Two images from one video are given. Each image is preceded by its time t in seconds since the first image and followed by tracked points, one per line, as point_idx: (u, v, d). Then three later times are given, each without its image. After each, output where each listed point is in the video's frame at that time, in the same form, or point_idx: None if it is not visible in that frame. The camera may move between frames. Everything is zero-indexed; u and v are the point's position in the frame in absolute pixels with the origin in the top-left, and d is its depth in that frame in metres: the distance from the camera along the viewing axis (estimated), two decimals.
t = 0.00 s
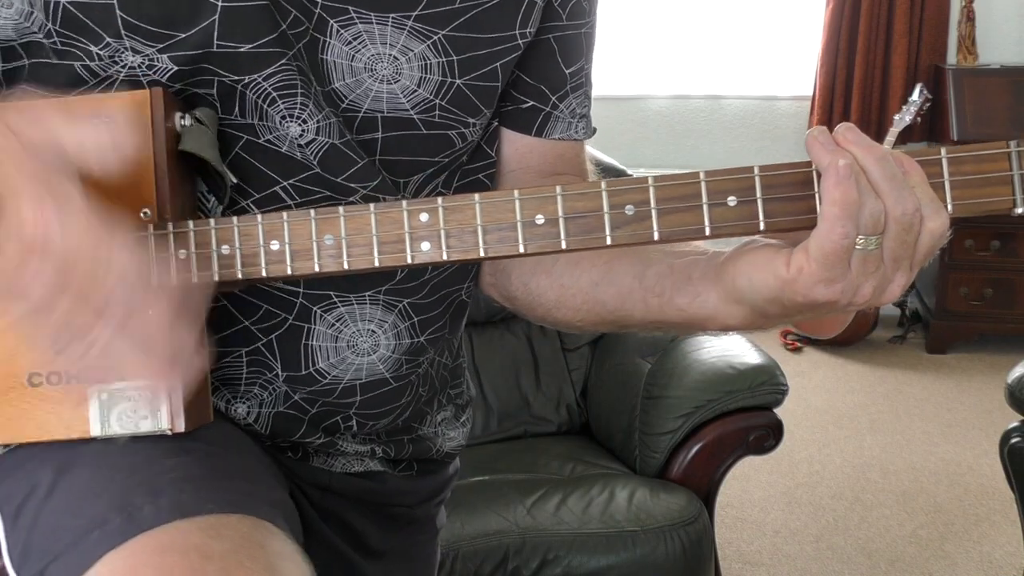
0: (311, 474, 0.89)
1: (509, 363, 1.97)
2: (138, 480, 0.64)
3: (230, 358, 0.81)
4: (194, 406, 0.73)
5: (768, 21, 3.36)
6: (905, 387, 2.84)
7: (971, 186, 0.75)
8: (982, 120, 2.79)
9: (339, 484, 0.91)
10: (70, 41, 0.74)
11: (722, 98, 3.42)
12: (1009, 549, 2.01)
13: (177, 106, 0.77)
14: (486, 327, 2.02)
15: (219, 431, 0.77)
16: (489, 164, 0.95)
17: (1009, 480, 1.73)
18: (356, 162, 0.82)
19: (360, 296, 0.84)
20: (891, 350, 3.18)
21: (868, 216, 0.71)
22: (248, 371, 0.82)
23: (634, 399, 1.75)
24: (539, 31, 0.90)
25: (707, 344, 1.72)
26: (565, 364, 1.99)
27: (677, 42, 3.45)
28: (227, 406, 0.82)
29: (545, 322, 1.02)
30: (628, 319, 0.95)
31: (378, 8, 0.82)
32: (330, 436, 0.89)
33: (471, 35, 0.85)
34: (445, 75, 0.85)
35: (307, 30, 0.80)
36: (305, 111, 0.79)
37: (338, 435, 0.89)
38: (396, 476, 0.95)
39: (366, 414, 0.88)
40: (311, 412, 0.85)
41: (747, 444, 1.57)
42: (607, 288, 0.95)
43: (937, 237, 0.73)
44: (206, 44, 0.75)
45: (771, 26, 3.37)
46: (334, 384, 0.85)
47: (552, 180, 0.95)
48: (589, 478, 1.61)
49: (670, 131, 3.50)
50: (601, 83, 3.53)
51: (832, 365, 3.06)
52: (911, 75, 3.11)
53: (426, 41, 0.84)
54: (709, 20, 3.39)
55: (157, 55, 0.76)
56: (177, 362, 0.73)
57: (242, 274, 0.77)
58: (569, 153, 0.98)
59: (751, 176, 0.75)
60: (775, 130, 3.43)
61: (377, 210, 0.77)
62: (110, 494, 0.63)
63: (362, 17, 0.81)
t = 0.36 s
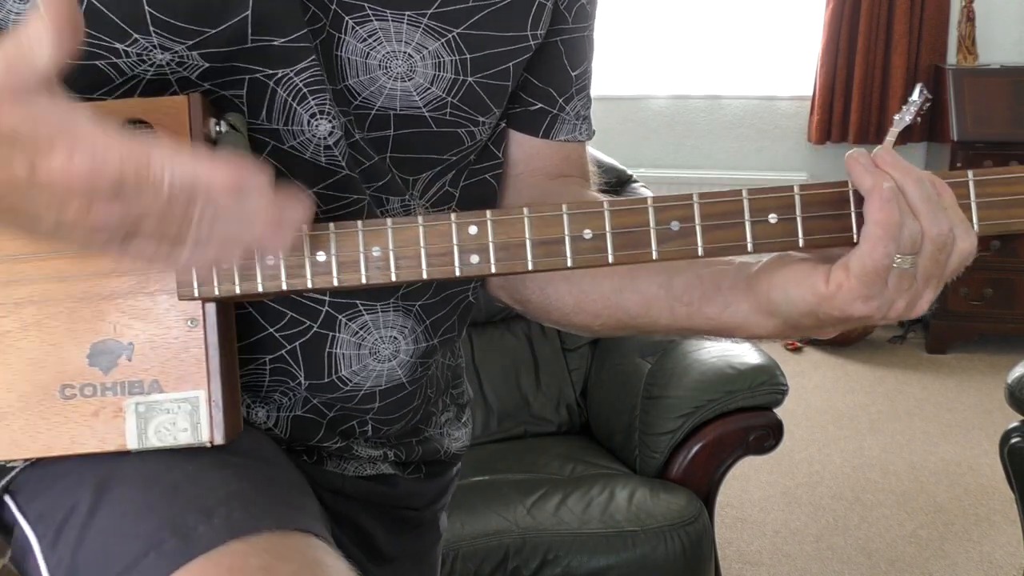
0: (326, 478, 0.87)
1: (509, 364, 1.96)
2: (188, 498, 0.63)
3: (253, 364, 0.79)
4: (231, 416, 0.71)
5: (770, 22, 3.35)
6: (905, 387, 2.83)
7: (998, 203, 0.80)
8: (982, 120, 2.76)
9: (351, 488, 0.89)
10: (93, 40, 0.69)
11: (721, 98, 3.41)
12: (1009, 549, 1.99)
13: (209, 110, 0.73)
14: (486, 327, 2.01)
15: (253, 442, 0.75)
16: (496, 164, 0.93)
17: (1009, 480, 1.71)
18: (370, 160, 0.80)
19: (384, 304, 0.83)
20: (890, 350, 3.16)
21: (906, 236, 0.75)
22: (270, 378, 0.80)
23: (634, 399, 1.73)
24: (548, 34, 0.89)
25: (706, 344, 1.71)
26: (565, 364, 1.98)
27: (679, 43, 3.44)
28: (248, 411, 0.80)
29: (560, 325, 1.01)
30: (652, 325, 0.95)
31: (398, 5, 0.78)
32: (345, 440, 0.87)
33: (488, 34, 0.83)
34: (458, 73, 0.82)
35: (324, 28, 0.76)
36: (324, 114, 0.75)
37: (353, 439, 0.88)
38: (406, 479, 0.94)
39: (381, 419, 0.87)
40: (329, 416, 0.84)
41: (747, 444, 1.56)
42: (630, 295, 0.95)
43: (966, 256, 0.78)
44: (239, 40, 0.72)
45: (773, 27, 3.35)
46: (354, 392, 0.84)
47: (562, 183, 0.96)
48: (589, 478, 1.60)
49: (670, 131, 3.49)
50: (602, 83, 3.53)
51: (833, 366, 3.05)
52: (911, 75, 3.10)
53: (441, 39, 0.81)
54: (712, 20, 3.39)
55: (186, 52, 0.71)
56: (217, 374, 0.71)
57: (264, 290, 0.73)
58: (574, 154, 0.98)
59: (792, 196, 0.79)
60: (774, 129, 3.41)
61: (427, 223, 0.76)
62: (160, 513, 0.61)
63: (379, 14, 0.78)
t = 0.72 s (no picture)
0: (331, 481, 0.87)
1: (509, 364, 1.95)
2: (195, 503, 0.62)
3: (259, 367, 0.78)
4: (240, 421, 0.71)
5: (770, 21, 3.35)
6: (905, 387, 2.83)
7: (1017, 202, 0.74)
8: (982, 120, 2.76)
9: (359, 491, 0.89)
10: (95, 38, 0.70)
11: (721, 98, 3.40)
12: (1009, 550, 1.99)
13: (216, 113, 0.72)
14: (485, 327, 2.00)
15: (261, 448, 0.74)
16: (501, 164, 0.92)
17: (1009, 480, 1.71)
18: (367, 160, 0.79)
19: (388, 303, 0.82)
20: (891, 350, 3.16)
21: (917, 242, 0.71)
22: (275, 381, 0.79)
23: (635, 399, 1.73)
24: (554, 34, 0.88)
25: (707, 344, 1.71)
26: (565, 364, 1.97)
27: (679, 43, 3.44)
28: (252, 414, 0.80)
29: (568, 326, 1.01)
30: (660, 327, 0.95)
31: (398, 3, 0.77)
32: (351, 443, 0.87)
33: (491, 33, 0.81)
34: (462, 72, 0.81)
35: (327, 27, 0.76)
36: (323, 115, 0.74)
37: (359, 442, 0.87)
38: (412, 482, 0.93)
39: (387, 421, 0.86)
40: (333, 420, 0.83)
41: (747, 444, 1.55)
42: (638, 295, 0.94)
43: (978, 263, 0.73)
44: (240, 39, 0.71)
45: (773, 26, 3.35)
46: (359, 394, 0.83)
47: (570, 185, 0.95)
48: (589, 478, 1.59)
49: (670, 131, 3.49)
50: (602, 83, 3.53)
51: (833, 366, 3.04)
52: (911, 75, 3.09)
53: (446, 38, 0.80)
54: (712, 21, 3.39)
55: (187, 50, 0.71)
56: (224, 378, 0.70)
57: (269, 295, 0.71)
58: (581, 154, 0.97)
59: (803, 199, 0.75)
60: (774, 129, 3.40)
61: (435, 227, 0.73)
62: (165, 518, 0.61)
63: (384, 13, 0.77)
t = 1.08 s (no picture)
0: (336, 479, 0.87)
1: (509, 364, 1.95)
2: (193, 501, 0.62)
3: (258, 366, 0.78)
4: (240, 420, 0.71)
5: (769, 21, 3.35)
6: (905, 387, 2.83)
7: None
8: (982, 120, 2.77)
9: (364, 490, 0.89)
10: (89, 52, 0.71)
11: (721, 98, 3.40)
12: (1009, 549, 1.99)
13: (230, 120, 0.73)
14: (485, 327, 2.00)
15: (264, 448, 0.74)
16: (503, 160, 0.92)
17: (1008, 480, 1.71)
18: (363, 164, 0.79)
19: (390, 307, 0.82)
20: (891, 350, 3.17)
21: (922, 257, 0.67)
22: (276, 381, 0.79)
23: (634, 399, 1.73)
24: (550, 26, 0.88)
25: (707, 344, 1.70)
26: (565, 364, 1.98)
27: (679, 43, 3.44)
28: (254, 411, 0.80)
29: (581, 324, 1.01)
30: (670, 328, 0.92)
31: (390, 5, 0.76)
32: (355, 441, 0.87)
33: (483, 32, 0.80)
34: (458, 73, 0.80)
35: (318, 33, 0.76)
36: (317, 120, 0.74)
37: (363, 441, 0.87)
38: (418, 482, 0.94)
39: (392, 421, 0.86)
40: (338, 417, 0.83)
41: (747, 444, 1.55)
42: (648, 295, 0.93)
43: (989, 280, 0.70)
44: (229, 47, 0.71)
45: (772, 25, 3.35)
46: (363, 394, 0.82)
47: (579, 177, 0.95)
48: (588, 478, 1.60)
49: (670, 131, 3.49)
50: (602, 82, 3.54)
51: (833, 366, 3.05)
52: (911, 75, 3.09)
53: (438, 39, 0.79)
54: (711, 21, 3.39)
55: (179, 61, 0.72)
56: (225, 375, 0.70)
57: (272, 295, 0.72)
58: (589, 146, 0.97)
59: (809, 208, 0.70)
60: (775, 129, 3.39)
61: (435, 230, 0.71)
62: (162, 514, 0.61)
63: (376, 16, 0.76)
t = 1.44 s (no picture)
0: (344, 478, 0.87)
1: (509, 364, 1.95)
2: (189, 501, 0.62)
3: (264, 364, 0.78)
4: (241, 419, 0.71)
5: (769, 20, 3.35)
6: (905, 387, 2.83)
7: None
8: (981, 119, 2.77)
9: (372, 488, 0.88)
10: (90, 44, 0.71)
11: (721, 98, 3.40)
12: (1009, 550, 1.98)
13: (232, 120, 0.73)
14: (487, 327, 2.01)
15: (263, 449, 0.74)
16: (506, 157, 0.91)
17: (1008, 480, 1.71)
18: (363, 157, 0.78)
19: (390, 300, 0.80)
20: (890, 350, 3.17)
21: (923, 247, 0.66)
22: (280, 379, 0.78)
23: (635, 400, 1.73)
24: (553, 22, 0.87)
25: (707, 344, 1.70)
26: (565, 364, 1.98)
27: (679, 42, 3.44)
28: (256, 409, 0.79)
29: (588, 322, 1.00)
30: (674, 322, 0.92)
31: None
32: (363, 438, 0.85)
33: (484, 26, 0.79)
34: (459, 66, 0.80)
35: (318, 27, 0.74)
36: (315, 116, 0.73)
37: (371, 437, 0.86)
38: (426, 480, 0.93)
39: (399, 417, 0.85)
40: (344, 414, 0.82)
41: (747, 444, 1.55)
42: (652, 292, 0.93)
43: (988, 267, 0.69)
44: (231, 41, 0.71)
45: (772, 25, 3.35)
46: (367, 390, 0.82)
47: (585, 175, 0.94)
48: (588, 478, 1.59)
49: (670, 130, 3.49)
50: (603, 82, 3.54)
51: (833, 366, 3.05)
52: (911, 75, 3.09)
53: (439, 33, 0.78)
54: (711, 20, 3.39)
55: (181, 54, 0.72)
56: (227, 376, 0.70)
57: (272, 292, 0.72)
58: (595, 143, 0.96)
59: (810, 199, 0.69)
60: (774, 129, 3.39)
61: (433, 227, 0.71)
62: (158, 512, 0.60)
63: (376, 10, 0.75)
